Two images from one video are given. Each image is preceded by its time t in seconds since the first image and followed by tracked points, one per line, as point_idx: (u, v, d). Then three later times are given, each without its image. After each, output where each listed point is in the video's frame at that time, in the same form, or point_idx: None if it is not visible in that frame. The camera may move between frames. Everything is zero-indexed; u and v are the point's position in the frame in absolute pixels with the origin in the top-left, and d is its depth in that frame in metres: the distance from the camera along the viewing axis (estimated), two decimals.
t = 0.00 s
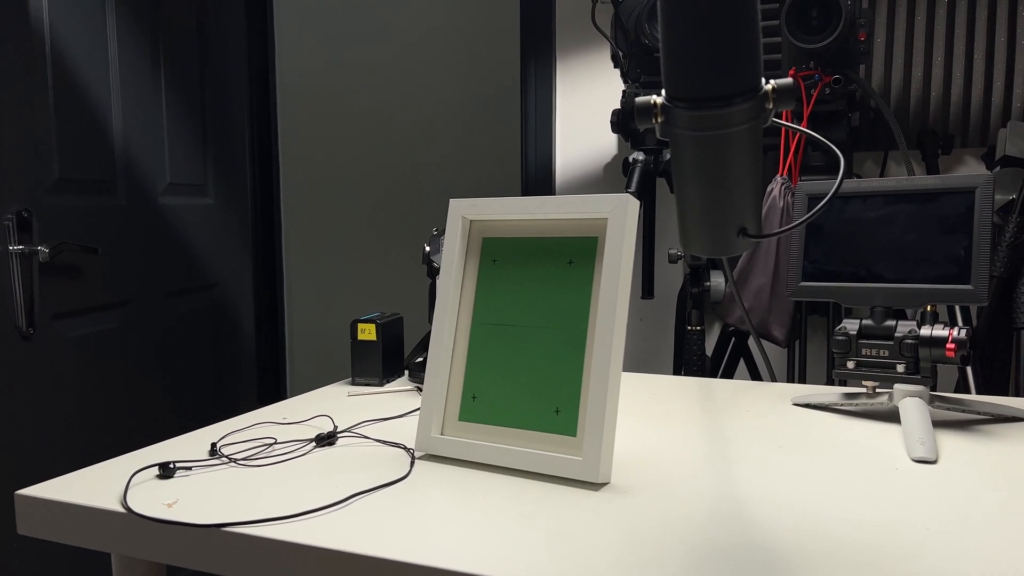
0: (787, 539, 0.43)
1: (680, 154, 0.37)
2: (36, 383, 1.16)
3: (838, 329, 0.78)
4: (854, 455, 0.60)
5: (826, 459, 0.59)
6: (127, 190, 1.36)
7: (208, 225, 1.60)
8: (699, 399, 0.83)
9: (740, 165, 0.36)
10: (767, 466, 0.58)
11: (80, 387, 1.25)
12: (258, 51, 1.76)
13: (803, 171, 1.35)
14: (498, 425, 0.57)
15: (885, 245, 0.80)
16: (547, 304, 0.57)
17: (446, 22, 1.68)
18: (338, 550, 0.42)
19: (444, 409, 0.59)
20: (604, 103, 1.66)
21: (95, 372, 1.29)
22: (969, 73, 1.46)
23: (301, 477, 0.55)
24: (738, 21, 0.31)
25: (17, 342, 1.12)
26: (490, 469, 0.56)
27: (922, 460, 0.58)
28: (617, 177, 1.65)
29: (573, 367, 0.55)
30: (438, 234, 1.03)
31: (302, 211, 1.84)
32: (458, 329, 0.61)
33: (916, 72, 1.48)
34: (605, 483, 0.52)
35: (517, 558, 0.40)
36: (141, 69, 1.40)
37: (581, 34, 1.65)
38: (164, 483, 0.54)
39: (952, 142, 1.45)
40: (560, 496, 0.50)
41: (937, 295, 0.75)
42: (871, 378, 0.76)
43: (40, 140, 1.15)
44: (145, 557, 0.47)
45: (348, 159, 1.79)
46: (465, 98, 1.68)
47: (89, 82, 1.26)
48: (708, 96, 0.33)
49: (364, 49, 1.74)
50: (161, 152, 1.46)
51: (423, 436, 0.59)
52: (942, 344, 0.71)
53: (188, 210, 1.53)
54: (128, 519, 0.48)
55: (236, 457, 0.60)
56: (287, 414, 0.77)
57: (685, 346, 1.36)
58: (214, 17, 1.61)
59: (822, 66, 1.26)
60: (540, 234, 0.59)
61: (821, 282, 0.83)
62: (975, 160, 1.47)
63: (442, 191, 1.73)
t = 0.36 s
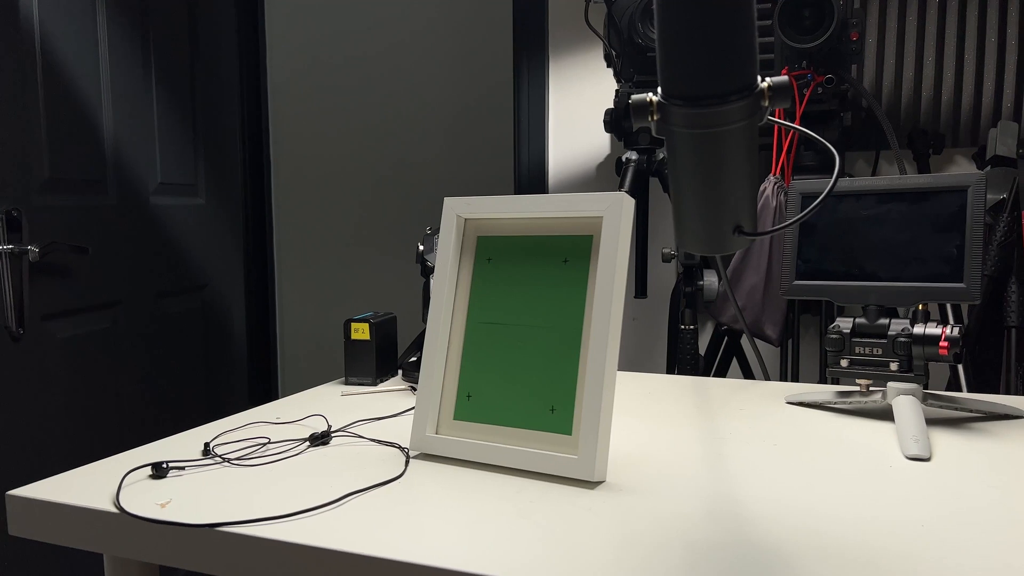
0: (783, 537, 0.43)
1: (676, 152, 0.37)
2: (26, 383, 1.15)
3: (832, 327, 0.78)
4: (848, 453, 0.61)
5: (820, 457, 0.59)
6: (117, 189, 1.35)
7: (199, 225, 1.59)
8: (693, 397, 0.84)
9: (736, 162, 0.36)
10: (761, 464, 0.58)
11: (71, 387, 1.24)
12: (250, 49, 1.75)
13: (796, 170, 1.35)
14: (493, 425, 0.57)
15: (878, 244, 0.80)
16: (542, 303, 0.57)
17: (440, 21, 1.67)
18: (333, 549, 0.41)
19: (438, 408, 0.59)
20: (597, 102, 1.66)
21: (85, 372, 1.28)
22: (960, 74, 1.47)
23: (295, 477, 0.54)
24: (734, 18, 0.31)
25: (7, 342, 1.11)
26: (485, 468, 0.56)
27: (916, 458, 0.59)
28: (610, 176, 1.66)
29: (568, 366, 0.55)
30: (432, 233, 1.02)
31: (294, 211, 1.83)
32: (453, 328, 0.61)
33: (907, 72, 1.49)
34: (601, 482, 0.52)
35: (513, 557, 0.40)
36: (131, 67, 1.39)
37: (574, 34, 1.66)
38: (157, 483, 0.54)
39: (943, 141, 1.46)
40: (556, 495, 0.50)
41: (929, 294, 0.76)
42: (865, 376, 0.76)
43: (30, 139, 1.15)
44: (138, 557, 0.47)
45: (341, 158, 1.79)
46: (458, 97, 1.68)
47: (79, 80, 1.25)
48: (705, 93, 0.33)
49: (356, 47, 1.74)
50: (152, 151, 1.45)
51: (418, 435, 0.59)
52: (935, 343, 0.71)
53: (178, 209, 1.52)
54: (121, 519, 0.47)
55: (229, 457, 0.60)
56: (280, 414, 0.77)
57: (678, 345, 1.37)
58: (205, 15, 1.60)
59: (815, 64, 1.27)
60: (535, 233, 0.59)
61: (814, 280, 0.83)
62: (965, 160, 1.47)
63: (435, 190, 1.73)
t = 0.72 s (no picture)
0: (780, 538, 0.43)
1: (673, 152, 0.37)
2: (18, 385, 1.14)
3: (827, 328, 0.78)
4: (843, 453, 0.61)
5: (815, 458, 0.60)
6: (110, 189, 1.35)
7: (192, 225, 1.58)
8: (687, 398, 0.84)
9: (734, 164, 0.36)
10: (756, 465, 0.58)
11: (63, 388, 1.23)
12: (243, 49, 1.74)
13: (790, 172, 1.36)
14: (490, 426, 0.56)
15: (873, 245, 0.81)
16: (538, 305, 0.57)
17: (434, 21, 1.67)
18: (330, 551, 0.41)
19: (435, 410, 0.59)
20: (592, 103, 1.67)
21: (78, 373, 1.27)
22: (952, 76, 1.48)
23: (290, 479, 0.54)
24: (731, 20, 0.31)
25: None
26: (481, 470, 0.56)
27: (911, 458, 0.59)
28: (604, 178, 1.66)
29: (564, 367, 0.55)
30: (427, 234, 1.02)
31: (288, 211, 1.83)
32: (450, 329, 0.60)
33: (900, 75, 1.50)
34: (598, 483, 0.52)
35: (511, 559, 0.40)
36: (124, 66, 1.38)
37: (569, 36, 1.66)
38: (151, 485, 0.54)
39: (936, 143, 1.47)
40: (553, 496, 0.50)
41: (923, 295, 0.76)
42: (860, 377, 0.76)
43: (22, 140, 1.14)
44: (132, 560, 0.46)
45: (336, 158, 1.78)
46: (453, 98, 1.68)
47: (73, 80, 1.25)
48: (703, 95, 0.33)
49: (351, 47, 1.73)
50: (145, 152, 1.44)
51: (414, 436, 0.58)
52: (929, 344, 0.72)
53: (171, 210, 1.51)
54: (115, 521, 0.47)
55: (224, 459, 0.60)
56: (276, 416, 0.76)
57: (673, 346, 1.37)
58: (198, 16, 1.60)
59: (809, 66, 1.28)
60: (530, 234, 0.59)
61: (808, 281, 0.83)
62: (959, 162, 1.49)
63: (430, 191, 1.72)
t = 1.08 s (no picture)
0: (781, 535, 0.43)
1: (672, 151, 0.37)
2: (13, 387, 1.14)
3: (824, 326, 0.78)
4: (841, 450, 0.61)
5: (814, 456, 0.60)
6: (104, 191, 1.34)
7: (186, 226, 1.58)
8: (685, 397, 0.84)
9: (733, 162, 0.36)
10: (755, 463, 0.58)
11: (58, 390, 1.23)
12: (237, 49, 1.74)
13: (787, 171, 1.37)
14: (490, 425, 0.56)
15: (870, 243, 0.81)
16: (537, 304, 0.57)
17: (430, 21, 1.67)
18: (331, 551, 0.41)
19: (434, 409, 0.59)
20: (593, 103, 1.64)
21: (73, 375, 1.26)
22: (947, 75, 1.49)
23: (289, 479, 0.54)
24: (732, 18, 0.31)
25: None
26: (481, 468, 0.56)
27: (910, 455, 0.59)
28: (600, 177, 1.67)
29: (564, 366, 0.55)
30: (425, 234, 1.02)
31: (284, 212, 1.82)
32: (449, 328, 0.60)
33: (895, 74, 1.51)
34: (598, 481, 0.52)
35: (513, 558, 0.40)
36: (120, 67, 1.38)
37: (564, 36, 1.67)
38: (150, 485, 0.53)
39: (931, 142, 1.48)
40: (554, 494, 0.50)
41: (921, 293, 0.76)
42: (858, 374, 0.76)
43: (15, 141, 1.13)
44: (131, 560, 0.46)
45: (332, 159, 1.78)
46: (449, 98, 1.67)
47: (66, 81, 1.24)
48: (703, 93, 0.33)
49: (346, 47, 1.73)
50: (140, 153, 1.43)
51: (413, 436, 0.58)
52: (928, 341, 0.72)
53: (166, 211, 1.51)
54: (114, 522, 0.47)
55: (223, 459, 0.60)
56: (274, 416, 0.76)
57: (670, 345, 1.37)
58: (192, 17, 1.59)
59: (804, 66, 1.28)
60: (529, 232, 0.59)
61: (806, 280, 0.84)
62: (951, 162, 1.48)
63: (426, 191, 1.72)
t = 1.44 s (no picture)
0: (782, 536, 0.43)
1: (673, 153, 0.37)
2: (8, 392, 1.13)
3: (823, 327, 0.78)
4: (840, 451, 0.61)
5: (813, 457, 0.60)
6: (98, 194, 1.33)
7: (181, 230, 1.57)
8: (683, 399, 0.84)
9: (733, 164, 0.36)
10: (754, 464, 0.58)
11: (52, 396, 1.22)
12: (230, 52, 1.73)
13: (782, 172, 1.38)
14: (490, 427, 0.56)
15: (867, 244, 0.81)
16: (536, 307, 0.57)
17: (425, 23, 1.66)
18: (333, 555, 0.41)
19: (434, 412, 0.59)
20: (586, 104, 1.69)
21: (67, 380, 1.26)
22: (940, 76, 1.50)
23: (290, 483, 0.54)
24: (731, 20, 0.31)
25: None
26: (482, 472, 0.56)
27: (909, 456, 0.59)
28: (596, 178, 1.69)
29: (564, 369, 0.55)
30: (422, 236, 1.02)
31: (279, 216, 1.82)
32: (448, 332, 0.60)
33: (889, 75, 1.51)
34: (599, 484, 0.52)
35: (516, 561, 0.40)
36: (113, 71, 1.38)
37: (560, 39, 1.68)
38: (149, 491, 0.53)
39: (925, 143, 1.49)
40: (555, 497, 0.50)
41: (919, 293, 0.77)
42: (856, 375, 0.76)
43: (8, 144, 1.13)
44: (131, 567, 0.46)
45: (327, 162, 1.77)
46: (445, 100, 1.67)
47: (60, 85, 1.24)
48: (703, 96, 0.33)
49: (341, 51, 1.73)
50: (134, 157, 1.43)
51: (413, 439, 0.58)
52: (926, 341, 0.72)
53: (161, 216, 1.50)
54: (114, 529, 0.46)
55: (222, 464, 0.59)
56: (272, 420, 0.76)
57: (667, 346, 1.38)
58: (186, 20, 1.58)
59: (800, 68, 1.28)
60: (528, 235, 0.59)
61: (804, 281, 0.84)
62: (947, 161, 1.51)
63: (422, 194, 1.72)
